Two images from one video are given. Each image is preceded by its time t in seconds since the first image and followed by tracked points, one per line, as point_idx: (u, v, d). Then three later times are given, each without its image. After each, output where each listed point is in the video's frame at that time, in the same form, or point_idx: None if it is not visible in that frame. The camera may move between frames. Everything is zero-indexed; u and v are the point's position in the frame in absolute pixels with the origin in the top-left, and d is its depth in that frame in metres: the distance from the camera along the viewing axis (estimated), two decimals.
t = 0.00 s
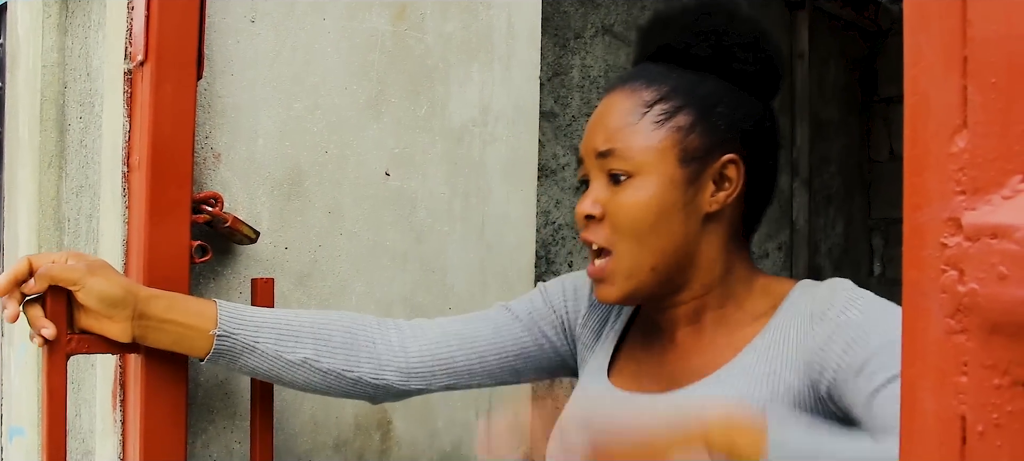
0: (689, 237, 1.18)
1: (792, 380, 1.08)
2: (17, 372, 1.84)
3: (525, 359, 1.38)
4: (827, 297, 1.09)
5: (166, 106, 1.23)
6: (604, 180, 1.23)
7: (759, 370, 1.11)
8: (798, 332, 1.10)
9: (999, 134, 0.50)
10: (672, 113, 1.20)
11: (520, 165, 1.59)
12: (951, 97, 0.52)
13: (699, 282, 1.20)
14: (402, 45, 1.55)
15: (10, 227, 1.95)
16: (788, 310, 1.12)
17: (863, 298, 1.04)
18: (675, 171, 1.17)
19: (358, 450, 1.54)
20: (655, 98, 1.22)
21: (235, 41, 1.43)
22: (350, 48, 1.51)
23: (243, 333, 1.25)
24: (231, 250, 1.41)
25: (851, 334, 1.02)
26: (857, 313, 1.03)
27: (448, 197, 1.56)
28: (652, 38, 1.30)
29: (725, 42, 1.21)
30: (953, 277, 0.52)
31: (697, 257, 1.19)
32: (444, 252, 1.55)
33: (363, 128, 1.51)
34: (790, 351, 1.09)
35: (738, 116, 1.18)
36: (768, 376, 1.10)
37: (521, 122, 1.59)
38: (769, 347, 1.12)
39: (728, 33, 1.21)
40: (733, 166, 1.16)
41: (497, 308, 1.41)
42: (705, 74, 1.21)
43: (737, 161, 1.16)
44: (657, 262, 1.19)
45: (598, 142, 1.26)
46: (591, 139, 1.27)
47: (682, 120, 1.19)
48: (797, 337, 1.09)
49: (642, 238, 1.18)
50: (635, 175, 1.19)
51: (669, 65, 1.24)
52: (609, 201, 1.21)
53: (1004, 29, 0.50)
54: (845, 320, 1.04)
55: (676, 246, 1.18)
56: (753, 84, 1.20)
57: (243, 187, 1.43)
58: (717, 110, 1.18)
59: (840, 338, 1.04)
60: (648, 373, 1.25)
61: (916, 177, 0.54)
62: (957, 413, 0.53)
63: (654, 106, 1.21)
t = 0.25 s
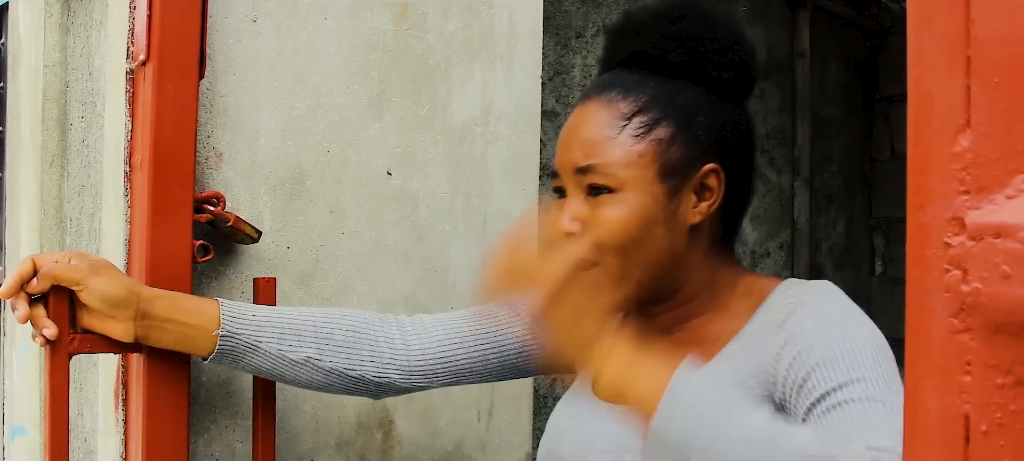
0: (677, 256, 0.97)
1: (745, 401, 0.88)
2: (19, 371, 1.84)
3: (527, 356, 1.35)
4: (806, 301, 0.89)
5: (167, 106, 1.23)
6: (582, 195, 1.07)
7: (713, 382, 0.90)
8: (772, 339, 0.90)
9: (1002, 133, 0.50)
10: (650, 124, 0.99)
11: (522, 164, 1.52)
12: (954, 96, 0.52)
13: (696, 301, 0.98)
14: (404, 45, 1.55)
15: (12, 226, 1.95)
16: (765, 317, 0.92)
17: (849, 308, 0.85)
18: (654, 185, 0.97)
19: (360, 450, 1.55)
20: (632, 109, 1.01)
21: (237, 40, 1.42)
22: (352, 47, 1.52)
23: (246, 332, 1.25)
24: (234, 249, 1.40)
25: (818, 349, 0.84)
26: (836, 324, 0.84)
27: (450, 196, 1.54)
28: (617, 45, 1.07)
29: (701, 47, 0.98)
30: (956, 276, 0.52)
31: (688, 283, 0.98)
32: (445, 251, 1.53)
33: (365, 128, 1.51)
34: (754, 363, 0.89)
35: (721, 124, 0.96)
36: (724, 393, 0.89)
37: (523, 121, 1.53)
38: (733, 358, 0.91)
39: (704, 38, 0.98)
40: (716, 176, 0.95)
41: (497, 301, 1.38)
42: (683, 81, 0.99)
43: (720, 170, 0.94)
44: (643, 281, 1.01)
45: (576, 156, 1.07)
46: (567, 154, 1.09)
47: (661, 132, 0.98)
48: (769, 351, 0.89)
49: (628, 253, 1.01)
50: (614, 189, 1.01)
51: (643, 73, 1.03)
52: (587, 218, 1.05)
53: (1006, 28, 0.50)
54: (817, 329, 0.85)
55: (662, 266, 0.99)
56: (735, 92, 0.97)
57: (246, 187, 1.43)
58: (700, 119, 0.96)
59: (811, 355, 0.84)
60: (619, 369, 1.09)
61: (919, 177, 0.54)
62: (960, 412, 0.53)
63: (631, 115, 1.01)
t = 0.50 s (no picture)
0: (625, 271, 1.06)
1: (734, 403, 0.99)
2: (19, 370, 1.84)
3: (518, 362, 1.37)
4: (766, 306, 1.01)
5: (168, 105, 1.23)
6: (528, 224, 1.08)
7: (701, 391, 1.02)
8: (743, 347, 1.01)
9: (1005, 134, 0.50)
10: (590, 147, 1.08)
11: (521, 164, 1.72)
12: (956, 98, 0.52)
13: (645, 311, 1.10)
14: (405, 45, 1.56)
15: (13, 225, 1.95)
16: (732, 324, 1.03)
17: (802, 305, 0.98)
18: (600, 206, 1.06)
19: (361, 449, 1.53)
20: (571, 134, 1.09)
21: (238, 39, 1.38)
22: (353, 46, 1.50)
23: (241, 337, 1.25)
24: (235, 249, 1.37)
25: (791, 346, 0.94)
26: (796, 322, 0.96)
27: (451, 196, 1.62)
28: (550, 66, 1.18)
29: (631, 63, 1.11)
30: (958, 277, 0.52)
31: (635, 295, 1.09)
32: (444, 251, 1.62)
33: (366, 127, 1.52)
34: (733, 370, 1.00)
35: (658, 139, 1.09)
36: (710, 399, 1.00)
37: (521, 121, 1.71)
38: (709, 366, 1.03)
39: (634, 53, 1.11)
40: (659, 190, 1.07)
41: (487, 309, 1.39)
42: (618, 99, 1.11)
43: (663, 185, 1.07)
44: (599, 301, 1.06)
45: (517, 187, 1.10)
46: (507, 186, 1.12)
47: (602, 154, 1.08)
48: (738, 354, 1.01)
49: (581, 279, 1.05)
50: (559, 217, 1.06)
51: (578, 94, 1.14)
52: (537, 247, 1.06)
53: (1009, 29, 0.50)
54: (783, 330, 0.96)
55: (614, 284, 1.06)
56: (667, 104, 1.11)
57: (247, 187, 1.39)
58: (636, 135, 1.09)
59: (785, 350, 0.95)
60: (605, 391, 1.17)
61: (921, 177, 0.55)
62: (962, 413, 0.53)
63: (567, 141, 1.09)
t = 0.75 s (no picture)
0: (670, 257, 1.01)
1: (783, 399, 0.94)
2: (22, 369, 1.84)
3: (530, 361, 1.35)
4: (817, 302, 0.97)
5: (171, 105, 1.23)
6: (576, 202, 1.04)
7: (747, 385, 0.97)
8: (794, 342, 0.95)
9: (1009, 134, 0.50)
10: (643, 127, 1.03)
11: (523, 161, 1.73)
12: (961, 98, 0.52)
13: (688, 300, 1.05)
14: (408, 44, 1.56)
15: (15, 224, 1.95)
16: (780, 318, 0.99)
17: (853, 303, 0.92)
18: (650, 189, 1.00)
19: (363, 449, 1.53)
20: (624, 113, 1.04)
21: (241, 39, 1.37)
22: (356, 46, 1.50)
23: (247, 332, 1.24)
24: (237, 248, 1.37)
25: (838, 342, 0.89)
26: (846, 318, 0.91)
27: (453, 195, 1.62)
28: (602, 49, 1.12)
29: (688, 47, 1.05)
30: (961, 277, 0.52)
31: (679, 283, 1.03)
32: (447, 251, 1.62)
33: (369, 127, 1.52)
34: (782, 365, 0.95)
35: (711, 125, 1.03)
36: (755, 393, 0.96)
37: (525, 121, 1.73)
38: (757, 359, 0.98)
39: (692, 38, 1.05)
40: (710, 176, 1.01)
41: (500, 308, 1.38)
42: (672, 83, 1.05)
43: (714, 171, 1.01)
44: (642, 283, 1.02)
45: (564, 162, 1.06)
46: (555, 161, 1.07)
47: (655, 135, 1.03)
48: (787, 350, 0.96)
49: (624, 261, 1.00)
50: (608, 195, 1.01)
51: (632, 76, 1.08)
52: (583, 225, 1.02)
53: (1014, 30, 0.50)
54: (835, 326, 0.91)
55: (657, 269, 1.01)
56: (722, 93, 1.05)
57: (250, 186, 1.39)
58: (691, 120, 1.03)
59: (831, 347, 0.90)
60: (634, 377, 1.13)
61: (925, 178, 0.55)
62: (965, 413, 0.53)
63: (622, 119, 1.04)
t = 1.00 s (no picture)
0: (688, 266, 1.07)
1: (815, 408, 1.01)
2: (21, 370, 1.84)
3: (538, 367, 1.35)
4: (844, 312, 1.04)
5: (170, 105, 1.23)
6: (595, 210, 1.08)
7: (780, 395, 1.03)
8: (822, 353, 1.02)
9: (1008, 133, 0.50)
10: (665, 138, 1.08)
11: (523, 162, 1.73)
12: (959, 96, 0.52)
13: (704, 310, 1.11)
14: (406, 44, 1.56)
15: (14, 225, 1.95)
16: (807, 330, 1.06)
17: (880, 314, 1.00)
18: (670, 200, 1.05)
19: (362, 449, 1.53)
20: (646, 123, 1.09)
21: (240, 39, 1.37)
22: (355, 46, 1.50)
23: (247, 335, 1.24)
24: (236, 248, 1.37)
25: (869, 354, 0.97)
26: (875, 330, 0.98)
27: (452, 195, 1.62)
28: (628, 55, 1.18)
29: (715, 58, 1.11)
30: (960, 276, 0.52)
31: (696, 293, 1.09)
32: (446, 251, 1.62)
33: (368, 127, 1.52)
34: (812, 376, 1.02)
35: (733, 137, 1.09)
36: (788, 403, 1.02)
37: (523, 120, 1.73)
38: (788, 370, 1.04)
39: (719, 49, 1.10)
40: (729, 190, 1.07)
41: (509, 312, 1.38)
42: (698, 93, 1.11)
43: (734, 184, 1.07)
44: (657, 295, 1.06)
45: (584, 170, 1.10)
46: (575, 168, 1.12)
47: (676, 146, 1.08)
48: (819, 361, 1.02)
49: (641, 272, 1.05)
50: (627, 205, 1.06)
51: (658, 84, 1.13)
52: (600, 234, 1.06)
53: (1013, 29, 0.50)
54: (865, 337, 0.98)
55: (675, 279, 1.06)
56: (745, 103, 1.11)
57: (248, 186, 1.39)
58: (714, 132, 1.08)
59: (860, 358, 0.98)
60: (657, 390, 1.18)
61: (923, 176, 0.54)
62: (964, 412, 0.53)
63: (643, 129, 1.08)
